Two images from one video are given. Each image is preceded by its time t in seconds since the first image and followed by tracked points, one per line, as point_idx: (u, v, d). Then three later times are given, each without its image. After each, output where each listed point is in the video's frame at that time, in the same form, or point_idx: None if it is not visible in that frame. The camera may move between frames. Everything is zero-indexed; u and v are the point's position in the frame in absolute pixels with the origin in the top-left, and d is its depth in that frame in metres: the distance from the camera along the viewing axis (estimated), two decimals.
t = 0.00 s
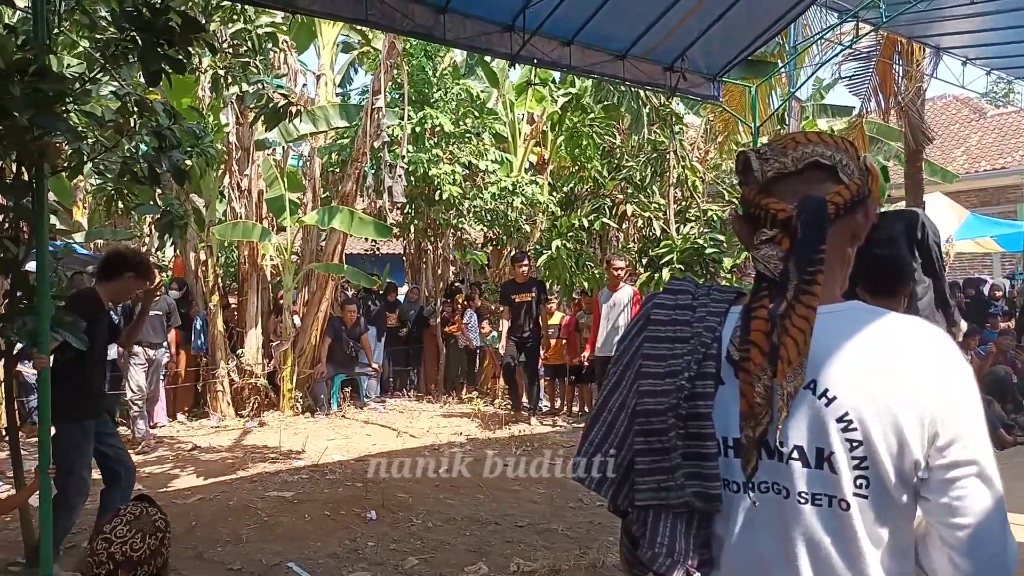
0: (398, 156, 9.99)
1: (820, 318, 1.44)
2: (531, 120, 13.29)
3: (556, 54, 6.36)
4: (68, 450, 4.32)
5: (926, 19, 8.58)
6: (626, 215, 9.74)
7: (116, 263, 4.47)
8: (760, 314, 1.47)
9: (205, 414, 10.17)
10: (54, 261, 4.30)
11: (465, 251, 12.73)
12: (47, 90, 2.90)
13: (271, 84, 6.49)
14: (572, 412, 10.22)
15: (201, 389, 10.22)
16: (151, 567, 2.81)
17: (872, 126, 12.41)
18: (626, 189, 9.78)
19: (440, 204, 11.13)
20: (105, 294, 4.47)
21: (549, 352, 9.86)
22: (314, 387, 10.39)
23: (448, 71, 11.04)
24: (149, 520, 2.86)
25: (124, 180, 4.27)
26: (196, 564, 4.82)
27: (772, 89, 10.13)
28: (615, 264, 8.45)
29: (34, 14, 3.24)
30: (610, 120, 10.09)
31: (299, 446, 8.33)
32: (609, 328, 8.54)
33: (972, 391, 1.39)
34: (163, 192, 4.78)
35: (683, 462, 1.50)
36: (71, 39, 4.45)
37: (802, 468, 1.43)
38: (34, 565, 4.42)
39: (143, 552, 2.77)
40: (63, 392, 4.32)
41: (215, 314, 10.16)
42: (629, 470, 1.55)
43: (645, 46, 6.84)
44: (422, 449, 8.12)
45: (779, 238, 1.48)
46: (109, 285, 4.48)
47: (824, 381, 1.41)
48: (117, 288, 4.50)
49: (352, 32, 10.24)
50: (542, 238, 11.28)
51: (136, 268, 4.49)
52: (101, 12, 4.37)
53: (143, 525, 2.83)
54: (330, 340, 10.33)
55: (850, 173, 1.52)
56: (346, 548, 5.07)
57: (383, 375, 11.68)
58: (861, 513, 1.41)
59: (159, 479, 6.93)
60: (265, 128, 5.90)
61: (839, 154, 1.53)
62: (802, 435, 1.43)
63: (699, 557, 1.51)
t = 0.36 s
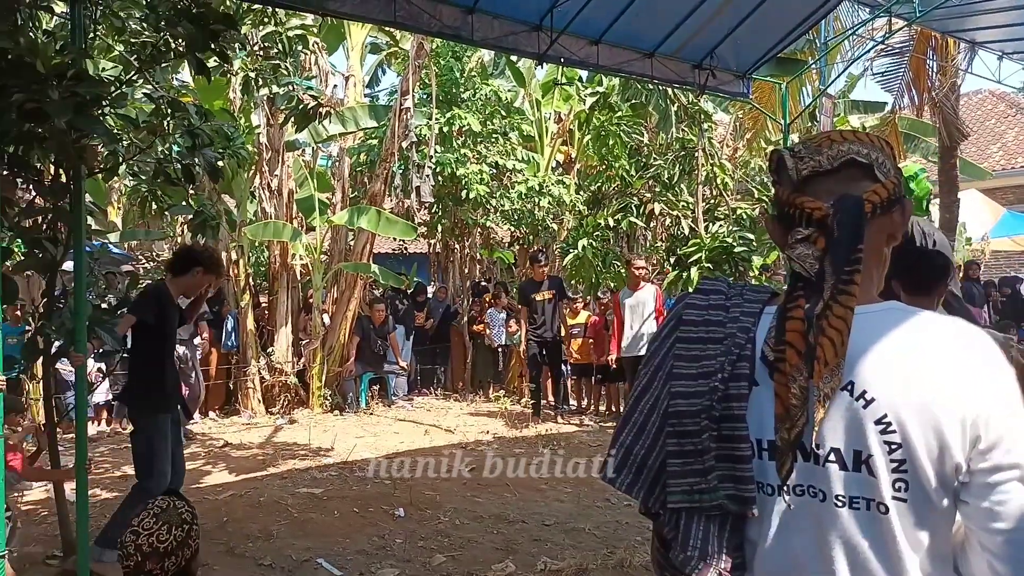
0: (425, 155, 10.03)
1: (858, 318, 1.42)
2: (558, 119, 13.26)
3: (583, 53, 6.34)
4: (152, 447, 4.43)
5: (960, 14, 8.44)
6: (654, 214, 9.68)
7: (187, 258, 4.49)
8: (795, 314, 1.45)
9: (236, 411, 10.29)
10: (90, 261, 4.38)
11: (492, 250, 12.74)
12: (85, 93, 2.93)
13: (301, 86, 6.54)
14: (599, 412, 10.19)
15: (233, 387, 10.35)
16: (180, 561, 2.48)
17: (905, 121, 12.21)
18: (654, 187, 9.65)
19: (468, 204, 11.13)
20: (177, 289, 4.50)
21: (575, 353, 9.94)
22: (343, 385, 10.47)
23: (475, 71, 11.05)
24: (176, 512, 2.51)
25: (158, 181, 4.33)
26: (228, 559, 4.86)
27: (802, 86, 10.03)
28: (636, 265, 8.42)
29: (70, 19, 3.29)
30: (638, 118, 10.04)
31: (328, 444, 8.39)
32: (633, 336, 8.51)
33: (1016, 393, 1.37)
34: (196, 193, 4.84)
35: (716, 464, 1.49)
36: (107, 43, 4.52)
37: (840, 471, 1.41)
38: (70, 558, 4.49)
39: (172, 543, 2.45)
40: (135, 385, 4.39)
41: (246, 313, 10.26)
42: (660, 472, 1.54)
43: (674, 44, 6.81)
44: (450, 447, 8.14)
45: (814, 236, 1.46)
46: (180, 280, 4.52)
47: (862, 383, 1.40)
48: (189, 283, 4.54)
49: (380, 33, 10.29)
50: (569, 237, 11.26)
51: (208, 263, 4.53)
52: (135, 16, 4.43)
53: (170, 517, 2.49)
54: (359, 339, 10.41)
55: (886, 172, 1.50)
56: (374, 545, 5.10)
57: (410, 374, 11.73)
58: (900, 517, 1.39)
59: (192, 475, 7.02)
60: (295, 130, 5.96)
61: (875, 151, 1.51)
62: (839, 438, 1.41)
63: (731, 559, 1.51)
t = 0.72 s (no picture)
0: (442, 157, 10.04)
1: (885, 322, 1.41)
2: (575, 121, 13.24)
3: (600, 54, 6.33)
4: (212, 448, 4.19)
5: (981, 13, 8.37)
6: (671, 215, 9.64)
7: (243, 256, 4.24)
8: (821, 317, 1.43)
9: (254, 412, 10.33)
10: (111, 262, 4.42)
11: (508, 251, 12.73)
12: (105, 97, 2.96)
13: (319, 88, 6.57)
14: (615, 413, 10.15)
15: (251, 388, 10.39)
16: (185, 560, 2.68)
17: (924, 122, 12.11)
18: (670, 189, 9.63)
19: (484, 205, 11.13)
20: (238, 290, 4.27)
21: (591, 352, 9.94)
22: (359, 386, 10.50)
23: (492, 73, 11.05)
24: (181, 511, 2.76)
25: (178, 183, 4.36)
26: (245, 559, 4.88)
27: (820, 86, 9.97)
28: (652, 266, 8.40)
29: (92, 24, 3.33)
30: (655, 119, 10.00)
31: (345, 445, 8.41)
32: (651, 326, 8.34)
33: None
34: (215, 195, 4.87)
35: (739, 468, 1.48)
36: (128, 47, 4.56)
37: (866, 477, 1.40)
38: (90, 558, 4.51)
39: (171, 540, 2.67)
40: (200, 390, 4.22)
41: (264, 314, 10.29)
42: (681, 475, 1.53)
43: (691, 45, 6.78)
44: (466, 449, 8.13)
45: (840, 239, 1.44)
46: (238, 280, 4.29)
47: (890, 389, 1.38)
48: (250, 282, 4.28)
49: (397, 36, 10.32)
50: (586, 239, 11.24)
51: (262, 258, 4.23)
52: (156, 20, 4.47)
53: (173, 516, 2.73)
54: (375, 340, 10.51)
55: (913, 174, 1.49)
56: (391, 546, 5.10)
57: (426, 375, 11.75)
58: (928, 525, 1.37)
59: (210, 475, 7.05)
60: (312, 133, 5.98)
61: (903, 153, 1.49)
62: (865, 444, 1.40)
63: (753, 564, 1.49)
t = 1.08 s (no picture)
0: (440, 158, 10.04)
1: (889, 324, 1.41)
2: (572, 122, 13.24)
3: (597, 55, 6.33)
4: (243, 450, 4.21)
5: (978, 14, 8.40)
6: (668, 216, 9.63)
7: (272, 259, 4.28)
8: (824, 318, 1.43)
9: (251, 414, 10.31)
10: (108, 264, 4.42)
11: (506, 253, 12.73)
12: (104, 99, 2.97)
13: (317, 89, 6.56)
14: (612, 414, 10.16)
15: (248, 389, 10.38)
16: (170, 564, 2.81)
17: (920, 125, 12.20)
18: (668, 189, 9.64)
19: (482, 207, 11.12)
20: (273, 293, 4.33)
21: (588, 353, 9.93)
22: (356, 387, 10.50)
23: (490, 75, 11.03)
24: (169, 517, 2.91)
25: (176, 185, 4.35)
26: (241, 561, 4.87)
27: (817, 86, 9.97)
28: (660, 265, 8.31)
29: (91, 25, 3.32)
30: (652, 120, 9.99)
31: (341, 446, 8.39)
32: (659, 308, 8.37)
33: None
34: (213, 196, 4.85)
35: (739, 470, 1.47)
36: (126, 48, 4.55)
37: (868, 479, 1.39)
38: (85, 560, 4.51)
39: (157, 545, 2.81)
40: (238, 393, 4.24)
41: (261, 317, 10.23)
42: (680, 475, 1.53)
43: (689, 47, 6.78)
44: (463, 450, 8.13)
45: (844, 241, 1.44)
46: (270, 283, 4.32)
47: (892, 391, 1.38)
48: (282, 285, 4.33)
49: (395, 37, 10.31)
50: (584, 240, 11.23)
51: (290, 260, 4.27)
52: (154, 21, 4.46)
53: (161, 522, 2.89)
54: (372, 342, 10.50)
55: (918, 176, 1.49)
56: (387, 547, 5.10)
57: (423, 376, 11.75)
58: (931, 528, 1.37)
59: (207, 477, 7.04)
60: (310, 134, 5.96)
61: (907, 155, 1.49)
62: (868, 447, 1.39)
63: (752, 565, 1.49)
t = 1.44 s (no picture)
0: (396, 157, 9.96)
1: (838, 339, 1.41)
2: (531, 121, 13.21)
3: (553, 57, 6.34)
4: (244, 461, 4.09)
5: (925, 20, 8.60)
6: (625, 217, 9.68)
7: (274, 262, 4.19)
8: (774, 333, 1.43)
9: (201, 418, 10.13)
10: (49, 268, 4.29)
11: (464, 253, 12.67)
12: (39, 98, 2.88)
13: (269, 87, 6.47)
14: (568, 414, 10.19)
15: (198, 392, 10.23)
16: None
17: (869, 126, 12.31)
18: (624, 191, 9.69)
19: (440, 206, 11.06)
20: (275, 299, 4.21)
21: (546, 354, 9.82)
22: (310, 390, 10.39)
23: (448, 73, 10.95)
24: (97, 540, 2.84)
25: (121, 186, 4.24)
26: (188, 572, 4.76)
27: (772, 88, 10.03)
28: (625, 268, 8.14)
29: (29, 22, 3.21)
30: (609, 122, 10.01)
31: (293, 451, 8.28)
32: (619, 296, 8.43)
33: (991, 419, 1.35)
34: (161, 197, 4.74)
35: (689, 486, 1.47)
36: (69, 44, 4.41)
37: (814, 497, 1.40)
38: None
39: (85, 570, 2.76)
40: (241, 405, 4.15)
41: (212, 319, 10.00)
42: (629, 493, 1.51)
43: (643, 50, 6.82)
44: (418, 453, 8.07)
45: (794, 255, 1.44)
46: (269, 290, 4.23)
47: (840, 407, 1.38)
48: (284, 290, 4.20)
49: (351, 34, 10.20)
50: (542, 241, 11.22)
51: (290, 263, 4.15)
52: (100, 17, 4.34)
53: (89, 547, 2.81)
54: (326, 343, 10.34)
55: (867, 191, 1.49)
56: (339, 555, 5.03)
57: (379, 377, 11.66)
58: (876, 545, 1.38)
59: (153, 485, 6.88)
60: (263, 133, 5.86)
61: (858, 170, 1.49)
62: (815, 463, 1.40)
63: None
